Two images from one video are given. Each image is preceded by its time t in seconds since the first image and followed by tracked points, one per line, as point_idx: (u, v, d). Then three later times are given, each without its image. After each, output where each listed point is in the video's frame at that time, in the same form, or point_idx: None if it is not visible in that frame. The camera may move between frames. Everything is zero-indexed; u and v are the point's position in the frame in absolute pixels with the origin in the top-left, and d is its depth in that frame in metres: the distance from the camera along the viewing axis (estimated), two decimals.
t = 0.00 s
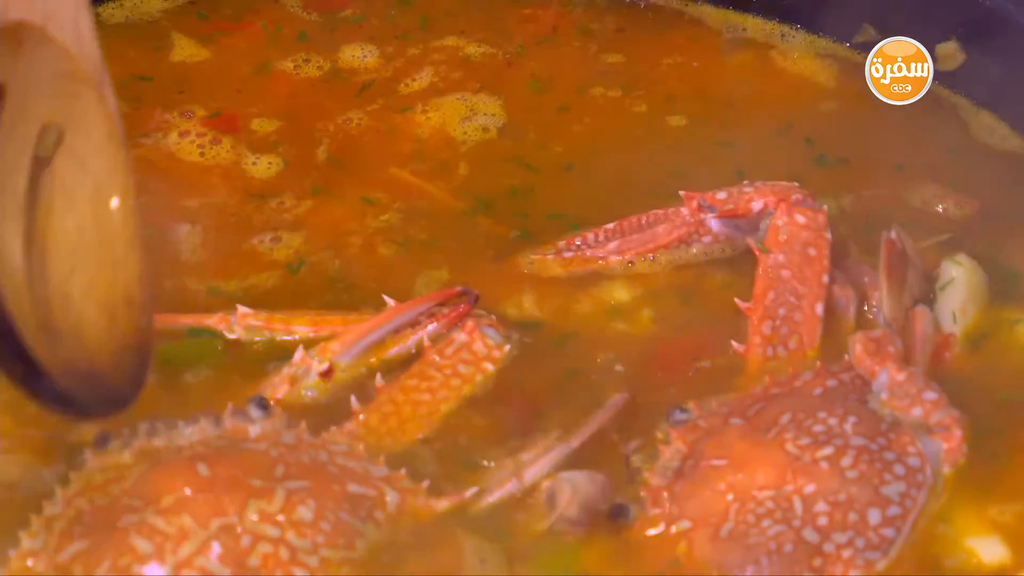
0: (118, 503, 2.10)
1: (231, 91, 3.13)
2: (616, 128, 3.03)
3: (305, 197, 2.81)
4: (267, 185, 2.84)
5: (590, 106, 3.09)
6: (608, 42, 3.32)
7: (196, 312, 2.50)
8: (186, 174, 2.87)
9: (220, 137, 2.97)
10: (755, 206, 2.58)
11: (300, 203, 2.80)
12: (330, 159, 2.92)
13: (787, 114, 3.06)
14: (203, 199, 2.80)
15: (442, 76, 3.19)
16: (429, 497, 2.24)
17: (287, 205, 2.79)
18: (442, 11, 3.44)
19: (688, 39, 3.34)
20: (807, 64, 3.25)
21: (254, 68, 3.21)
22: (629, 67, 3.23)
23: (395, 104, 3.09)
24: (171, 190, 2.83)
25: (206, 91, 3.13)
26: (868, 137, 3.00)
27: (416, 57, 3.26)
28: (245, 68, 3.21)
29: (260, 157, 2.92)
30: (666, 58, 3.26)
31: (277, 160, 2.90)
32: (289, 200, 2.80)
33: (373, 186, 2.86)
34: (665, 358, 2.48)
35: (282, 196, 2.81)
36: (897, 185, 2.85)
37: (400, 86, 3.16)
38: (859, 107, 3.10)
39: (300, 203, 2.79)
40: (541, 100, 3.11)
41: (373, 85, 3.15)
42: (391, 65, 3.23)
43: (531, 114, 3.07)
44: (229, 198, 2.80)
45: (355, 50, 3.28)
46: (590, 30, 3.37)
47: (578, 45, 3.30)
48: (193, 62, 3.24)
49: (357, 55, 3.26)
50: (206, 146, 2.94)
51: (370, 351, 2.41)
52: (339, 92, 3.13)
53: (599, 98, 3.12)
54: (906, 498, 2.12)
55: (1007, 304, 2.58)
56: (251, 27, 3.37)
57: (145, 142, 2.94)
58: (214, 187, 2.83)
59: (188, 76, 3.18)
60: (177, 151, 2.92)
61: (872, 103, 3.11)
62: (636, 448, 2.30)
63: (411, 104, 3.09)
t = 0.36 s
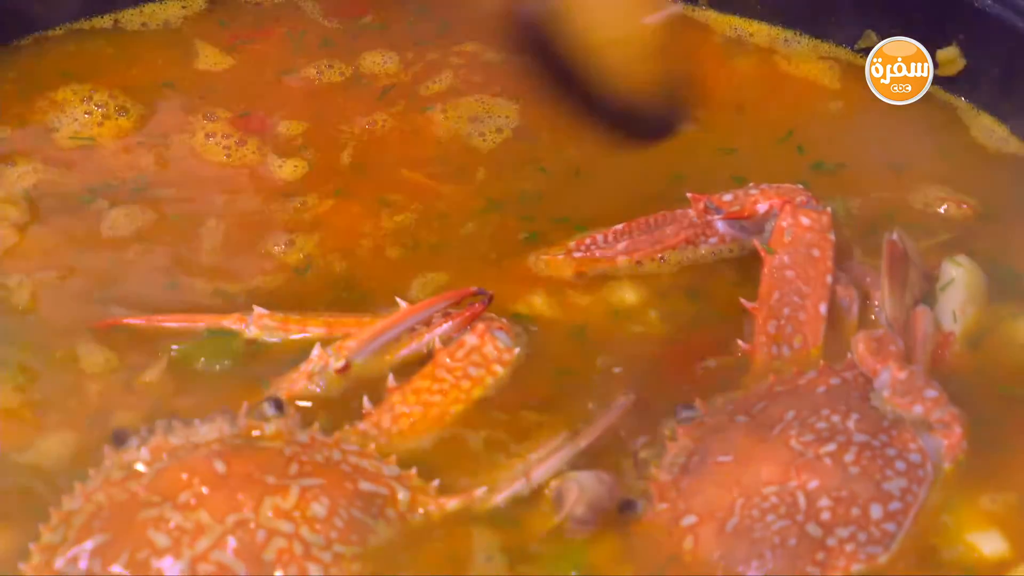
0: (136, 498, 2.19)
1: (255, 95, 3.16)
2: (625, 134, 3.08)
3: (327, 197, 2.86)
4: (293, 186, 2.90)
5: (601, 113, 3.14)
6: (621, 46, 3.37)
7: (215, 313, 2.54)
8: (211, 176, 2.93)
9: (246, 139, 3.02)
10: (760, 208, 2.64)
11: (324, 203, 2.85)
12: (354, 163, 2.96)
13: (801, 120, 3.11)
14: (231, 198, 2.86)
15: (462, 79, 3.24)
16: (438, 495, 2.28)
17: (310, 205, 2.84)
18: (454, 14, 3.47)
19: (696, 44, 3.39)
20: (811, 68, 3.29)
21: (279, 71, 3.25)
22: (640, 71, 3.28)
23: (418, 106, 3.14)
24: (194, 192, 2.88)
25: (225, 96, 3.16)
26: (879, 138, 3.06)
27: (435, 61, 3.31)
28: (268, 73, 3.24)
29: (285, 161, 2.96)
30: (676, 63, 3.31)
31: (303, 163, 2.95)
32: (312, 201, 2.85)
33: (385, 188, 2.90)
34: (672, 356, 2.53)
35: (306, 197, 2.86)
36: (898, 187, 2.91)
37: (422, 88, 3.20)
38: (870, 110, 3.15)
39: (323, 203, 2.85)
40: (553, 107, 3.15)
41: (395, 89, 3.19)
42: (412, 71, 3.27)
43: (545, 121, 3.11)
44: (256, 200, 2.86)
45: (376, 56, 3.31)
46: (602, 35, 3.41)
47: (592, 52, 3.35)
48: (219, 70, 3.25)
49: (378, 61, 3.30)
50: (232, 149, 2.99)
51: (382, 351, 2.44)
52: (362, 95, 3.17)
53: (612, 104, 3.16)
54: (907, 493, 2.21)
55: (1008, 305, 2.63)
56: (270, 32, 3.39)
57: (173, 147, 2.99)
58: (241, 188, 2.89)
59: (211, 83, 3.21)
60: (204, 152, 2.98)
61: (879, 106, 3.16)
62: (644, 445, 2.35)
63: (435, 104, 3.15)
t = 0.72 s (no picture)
0: (153, 492, 2.24)
1: (268, 99, 3.23)
2: (627, 137, 3.11)
3: (333, 206, 2.91)
4: (300, 192, 2.95)
5: (603, 117, 3.19)
6: (625, 50, 3.43)
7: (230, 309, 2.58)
8: (227, 178, 2.97)
9: (259, 142, 3.07)
10: (763, 208, 2.69)
11: (328, 212, 2.89)
12: (360, 169, 3.01)
13: (803, 126, 3.16)
14: (243, 203, 2.91)
15: (468, 85, 3.29)
16: (450, 488, 2.34)
17: (316, 213, 2.89)
18: (462, 19, 3.53)
19: (700, 48, 3.44)
20: (812, 72, 3.34)
21: (291, 76, 3.31)
22: (643, 75, 3.34)
23: (425, 112, 3.18)
24: (208, 194, 2.93)
25: (241, 99, 3.22)
26: (879, 142, 3.12)
27: (440, 66, 3.36)
28: (281, 78, 3.30)
29: (295, 164, 3.02)
30: (678, 68, 3.36)
31: (313, 167, 3.01)
32: (318, 210, 2.90)
33: (396, 188, 2.96)
34: (679, 353, 2.58)
35: (312, 205, 2.91)
36: (900, 189, 2.97)
37: (428, 93, 3.26)
38: (870, 114, 3.21)
39: (328, 212, 2.89)
40: (559, 109, 3.21)
41: (402, 94, 3.25)
42: (420, 76, 3.32)
43: (551, 123, 3.16)
44: (264, 204, 2.91)
45: (385, 62, 3.37)
46: (606, 40, 3.47)
47: (596, 56, 3.41)
48: (232, 73, 3.32)
49: (386, 67, 3.35)
50: (247, 150, 3.05)
51: (394, 348, 2.50)
52: (370, 99, 3.23)
53: (612, 108, 3.21)
54: (908, 487, 2.26)
55: (1007, 303, 2.69)
56: (283, 37, 3.46)
57: (189, 151, 3.04)
58: (253, 193, 2.94)
59: (225, 87, 3.27)
60: (219, 155, 3.03)
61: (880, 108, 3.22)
62: (650, 440, 2.41)
63: (439, 110, 3.20)
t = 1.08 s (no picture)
0: (168, 484, 2.29)
1: (277, 101, 3.28)
2: (628, 139, 3.17)
3: (335, 210, 2.95)
4: (305, 194, 2.99)
5: (602, 119, 3.24)
6: (626, 53, 3.48)
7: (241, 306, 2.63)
8: (237, 179, 3.03)
9: (269, 143, 3.13)
10: (764, 206, 2.74)
11: (329, 215, 2.93)
12: (365, 173, 3.05)
13: (801, 127, 3.22)
14: (249, 204, 2.97)
15: (471, 89, 3.34)
16: (457, 481, 2.39)
17: (317, 216, 2.93)
18: (468, 23, 3.59)
19: (700, 51, 3.49)
20: (810, 75, 3.40)
21: (299, 78, 3.37)
22: (643, 76, 3.40)
23: (427, 115, 3.23)
24: (219, 193, 2.99)
25: (251, 102, 3.28)
26: (876, 143, 3.17)
27: (442, 70, 3.42)
28: (290, 80, 3.36)
29: (303, 165, 3.08)
30: (676, 69, 3.42)
31: (319, 170, 3.06)
32: (319, 212, 2.94)
33: (403, 187, 3.01)
34: (681, 349, 2.64)
35: (314, 208, 2.95)
36: (897, 189, 3.02)
37: (431, 97, 3.31)
38: (867, 115, 3.27)
39: (328, 216, 2.93)
40: (562, 111, 3.26)
41: (406, 97, 3.30)
42: (424, 78, 3.38)
43: (555, 125, 3.21)
44: (268, 205, 2.96)
45: (389, 65, 3.42)
46: (607, 42, 3.52)
47: (595, 58, 3.46)
48: (242, 76, 3.37)
49: (391, 70, 3.41)
50: (258, 152, 3.10)
51: (402, 344, 2.55)
52: (370, 102, 3.28)
53: (609, 109, 3.27)
54: (905, 480, 2.32)
55: (1002, 301, 2.74)
56: (292, 40, 3.51)
57: (201, 151, 3.10)
58: (260, 193, 2.99)
59: (234, 89, 3.32)
60: (229, 157, 3.09)
61: (876, 110, 3.28)
62: (652, 434, 2.46)
63: (442, 113, 3.24)
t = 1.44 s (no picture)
0: (182, 476, 2.35)
1: (289, 102, 3.34)
2: (632, 138, 3.22)
3: (343, 210, 3.00)
4: (317, 194, 3.05)
5: (603, 120, 3.29)
6: (629, 55, 3.53)
7: (253, 302, 2.69)
8: (251, 178, 3.08)
9: (283, 144, 3.18)
10: (765, 204, 2.80)
11: (336, 216, 2.98)
12: (377, 173, 3.10)
13: (801, 127, 3.27)
14: (260, 203, 3.02)
15: (477, 91, 3.39)
16: (465, 473, 2.44)
17: (325, 217, 2.97)
18: (475, 27, 3.64)
19: (702, 53, 3.54)
20: (811, 75, 3.46)
21: (310, 80, 3.42)
22: (647, 78, 3.45)
23: (436, 117, 3.28)
24: (231, 192, 3.04)
25: (264, 103, 3.33)
26: (875, 143, 3.22)
27: (451, 72, 3.47)
28: (301, 82, 3.41)
29: (316, 167, 3.12)
30: (678, 71, 3.47)
31: (331, 170, 3.11)
32: (328, 213, 2.98)
33: (410, 186, 3.06)
34: (684, 344, 2.69)
35: (322, 208, 3.00)
36: (895, 187, 3.07)
37: (438, 99, 3.36)
38: (866, 115, 3.32)
39: (336, 217, 2.97)
40: (567, 112, 3.32)
41: (415, 98, 3.35)
42: (432, 80, 3.43)
43: (560, 125, 3.27)
44: (279, 205, 3.01)
45: (398, 67, 3.47)
46: (611, 44, 3.57)
47: (598, 59, 3.51)
48: (255, 78, 3.43)
49: (400, 72, 3.46)
50: (271, 153, 3.15)
51: (411, 339, 2.61)
52: (385, 104, 3.33)
53: (611, 111, 3.32)
54: (903, 472, 2.37)
55: (998, 297, 2.80)
56: (303, 42, 3.57)
57: (215, 151, 3.15)
58: (272, 193, 3.04)
59: (246, 91, 3.37)
60: (243, 157, 3.14)
61: (876, 111, 3.33)
62: (656, 428, 2.51)
63: (450, 115, 3.29)
